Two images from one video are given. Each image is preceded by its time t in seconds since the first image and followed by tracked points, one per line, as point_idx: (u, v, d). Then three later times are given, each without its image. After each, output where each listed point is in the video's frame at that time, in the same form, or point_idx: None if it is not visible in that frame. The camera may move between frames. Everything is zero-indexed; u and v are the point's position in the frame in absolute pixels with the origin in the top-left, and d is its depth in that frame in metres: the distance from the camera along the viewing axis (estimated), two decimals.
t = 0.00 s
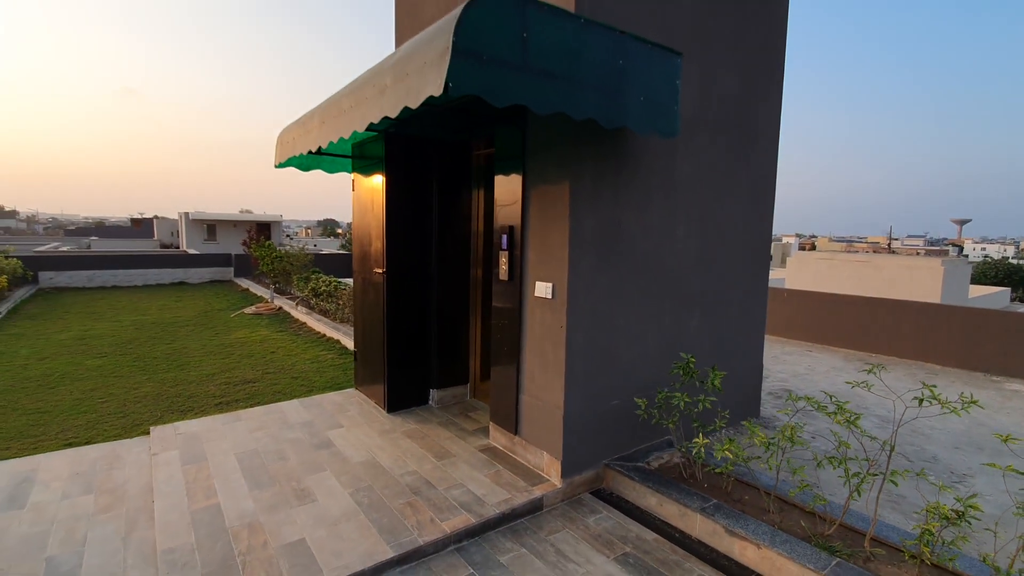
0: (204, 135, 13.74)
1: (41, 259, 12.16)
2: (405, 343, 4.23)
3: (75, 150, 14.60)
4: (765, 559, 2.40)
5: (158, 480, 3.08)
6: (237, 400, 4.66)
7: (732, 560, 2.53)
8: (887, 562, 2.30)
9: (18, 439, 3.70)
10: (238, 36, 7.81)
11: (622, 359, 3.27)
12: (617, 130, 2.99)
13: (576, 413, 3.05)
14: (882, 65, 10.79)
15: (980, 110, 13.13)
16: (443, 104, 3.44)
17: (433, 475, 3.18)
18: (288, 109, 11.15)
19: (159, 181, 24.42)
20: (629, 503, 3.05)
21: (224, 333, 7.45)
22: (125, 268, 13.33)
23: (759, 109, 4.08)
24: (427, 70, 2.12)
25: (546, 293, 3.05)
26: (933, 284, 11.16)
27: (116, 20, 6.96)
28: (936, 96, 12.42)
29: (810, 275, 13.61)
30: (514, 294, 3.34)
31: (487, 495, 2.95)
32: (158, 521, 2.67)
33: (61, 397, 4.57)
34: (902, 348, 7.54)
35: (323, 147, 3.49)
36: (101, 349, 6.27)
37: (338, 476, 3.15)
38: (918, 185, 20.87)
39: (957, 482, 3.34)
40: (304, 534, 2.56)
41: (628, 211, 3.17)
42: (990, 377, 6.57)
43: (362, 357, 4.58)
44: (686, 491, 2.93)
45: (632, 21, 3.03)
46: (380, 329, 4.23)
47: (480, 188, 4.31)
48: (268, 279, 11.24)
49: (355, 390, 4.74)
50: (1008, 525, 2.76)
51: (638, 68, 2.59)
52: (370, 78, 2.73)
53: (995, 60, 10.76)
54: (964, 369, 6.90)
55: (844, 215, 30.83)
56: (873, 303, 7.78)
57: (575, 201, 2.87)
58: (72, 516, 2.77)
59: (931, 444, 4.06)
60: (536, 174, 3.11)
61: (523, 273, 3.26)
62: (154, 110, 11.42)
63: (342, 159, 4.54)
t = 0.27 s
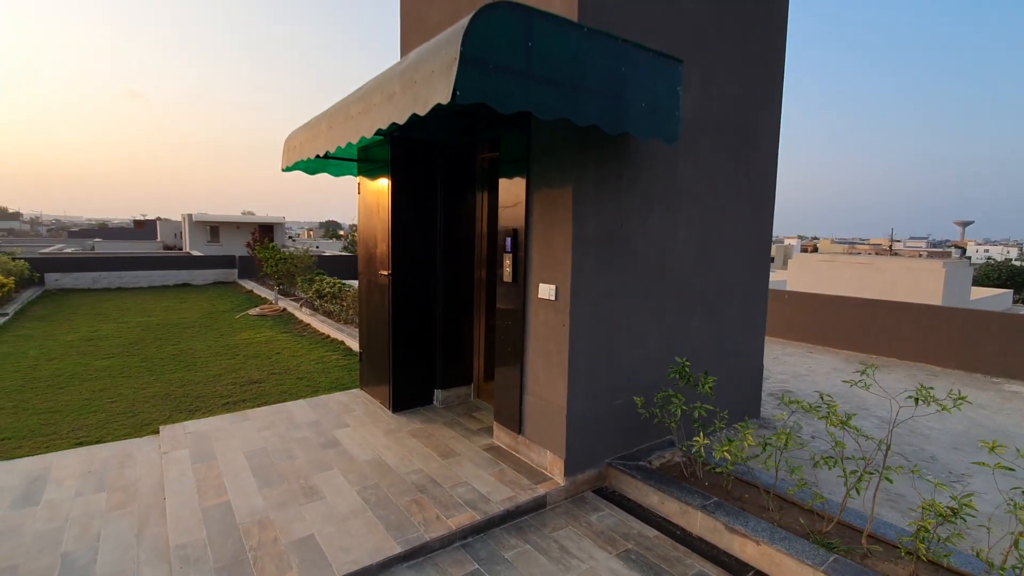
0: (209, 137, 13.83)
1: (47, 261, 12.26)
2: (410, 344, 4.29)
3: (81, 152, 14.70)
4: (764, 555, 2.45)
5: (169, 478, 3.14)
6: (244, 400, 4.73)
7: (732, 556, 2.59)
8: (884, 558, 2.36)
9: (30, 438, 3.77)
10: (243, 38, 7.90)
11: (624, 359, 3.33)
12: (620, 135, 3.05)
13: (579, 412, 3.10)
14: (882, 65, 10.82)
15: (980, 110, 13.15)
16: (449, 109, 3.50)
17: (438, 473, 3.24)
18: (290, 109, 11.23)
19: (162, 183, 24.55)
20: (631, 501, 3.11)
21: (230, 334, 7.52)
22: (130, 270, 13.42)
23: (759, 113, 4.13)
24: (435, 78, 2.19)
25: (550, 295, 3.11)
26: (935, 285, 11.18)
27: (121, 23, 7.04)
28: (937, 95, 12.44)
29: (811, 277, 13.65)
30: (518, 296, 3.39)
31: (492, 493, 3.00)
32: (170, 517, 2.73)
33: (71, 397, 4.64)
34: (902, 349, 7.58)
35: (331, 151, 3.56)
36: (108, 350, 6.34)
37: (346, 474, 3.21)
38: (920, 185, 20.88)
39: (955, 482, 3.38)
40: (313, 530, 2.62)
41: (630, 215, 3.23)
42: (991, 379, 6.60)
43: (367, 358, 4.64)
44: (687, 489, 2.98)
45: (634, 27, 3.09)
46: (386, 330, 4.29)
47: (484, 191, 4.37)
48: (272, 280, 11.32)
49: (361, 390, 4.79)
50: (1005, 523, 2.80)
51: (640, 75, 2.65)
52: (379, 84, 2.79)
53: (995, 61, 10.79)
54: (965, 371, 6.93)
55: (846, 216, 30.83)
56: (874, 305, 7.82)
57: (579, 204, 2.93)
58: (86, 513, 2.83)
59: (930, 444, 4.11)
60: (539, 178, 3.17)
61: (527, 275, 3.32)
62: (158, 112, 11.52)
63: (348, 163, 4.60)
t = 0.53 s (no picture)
0: (213, 140, 13.94)
1: (54, 264, 12.38)
2: (414, 346, 4.35)
3: (86, 155, 14.84)
4: (762, 553, 2.50)
5: (178, 476, 3.20)
6: (250, 401, 4.79)
7: (731, 554, 2.63)
8: (880, 556, 2.41)
9: (41, 437, 3.84)
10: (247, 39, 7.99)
11: (625, 361, 3.38)
12: (620, 141, 3.12)
13: (581, 413, 3.16)
14: (883, 66, 10.86)
15: (981, 110, 13.17)
16: (453, 116, 3.57)
17: (442, 473, 3.29)
18: (294, 111, 11.33)
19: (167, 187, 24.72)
20: (632, 500, 3.15)
21: (235, 336, 7.60)
22: (135, 273, 13.53)
23: (757, 118, 4.19)
24: (440, 87, 2.26)
25: (552, 297, 3.17)
26: (937, 289, 11.20)
27: (127, 23, 7.14)
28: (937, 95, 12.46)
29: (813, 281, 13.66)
30: (521, 299, 3.45)
31: (495, 492, 3.06)
32: (180, 515, 2.79)
33: (80, 398, 4.71)
34: (904, 352, 7.60)
35: (337, 157, 3.63)
36: (116, 352, 6.42)
37: (351, 474, 3.27)
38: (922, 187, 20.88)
39: (953, 483, 3.42)
40: (320, 527, 2.68)
41: (630, 219, 3.29)
42: (992, 382, 6.62)
43: (372, 359, 4.70)
44: (686, 489, 3.03)
45: (634, 35, 3.16)
46: (390, 332, 4.35)
47: (487, 195, 4.43)
48: (277, 283, 11.40)
49: (365, 392, 4.85)
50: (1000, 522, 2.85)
51: (640, 83, 2.72)
52: (385, 92, 2.86)
53: (995, 60, 10.82)
54: (966, 374, 6.95)
55: (848, 218, 30.82)
56: (875, 309, 7.86)
57: (580, 209, 3.00)
58: (98, 510, 2.89)
59: (928, 446, 4.14)
60: (541, 183, 3.23)
61: (530, 278, 3.38)
62: (164, 114, 11.63)
63: (353, 168, 4.66)
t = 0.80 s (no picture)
0: (217, 143, 14.07)
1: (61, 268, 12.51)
2: (417, 348, 4.43)
3: (91, 158, 15.00)
4: (756, 548, 2.57)
5: (187, 475, 3.28)
6: (256, 403, 4.87)
7: (726, 550, 2.70)
8: (871, 552, 2.47)
9: (52, 436, 3.92)
10: (250, 38, 8.10)
11: (623, 362, 3.46)
12: (618, 147, 3.20)
13: (580, 413, 3.23)
14: (881, 67, 10.93)
15: (979, 109, 13.20)
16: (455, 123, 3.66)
17: (444, 471, 3.36)
18: (297, 114, 11.45)
19: (171, 192, 24.91)
20: (630, 498, 3.22)
21: (240, 339, 7.69)
22: (141, 277, 13.66)
23: (754, 123, 4.27)
24: (443, 96, 2.34)
25: (551, 300, 3.25)
26: (938, 292, 11.23)
27: (132, 23, 7.26)
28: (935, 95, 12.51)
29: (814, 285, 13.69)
30: (521, 301, 3.53)
31: (496, 490, 3.13)
32: (189, 511, 2.86)
33: (89, 399, 4.80)
34: (903, 355, 7.65)
35: (342, 163, 3.72)
36: (123, 355, 6.52)
37: (355, 472, 3.34)
38: (923, 189, 20.91)
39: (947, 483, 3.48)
40: (325, 523, 2.76)
41: (628, 223, 3.37)
42: (991, 385, 6.67)
43: (375, 361, 4.78)
44: (683, 487, 3.09)
45: (631, 44, 3.25)
46: (393, 335, 4.43)
47: (489, 200, 4.51)
48: (281, 287, 11.50)
49: (368, 393, 4.93)
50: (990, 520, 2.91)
51: (637, 91, 2.80)
52: (389, 100, 2.95)
53: (993, 61, 10.87)
54: (966, 377, 6.99)
55: (850, 221, 30.82)
56: (875, 312, 7.91)
57: (579, 213, 3.08)
58: (109, 507, 2.96)
59: (924, 447, 4.20)
60: (541, 188, 3.31)
61: (530, 281, 3.46)
62: (168, 117, 11.76)
63: (358, 173, 4.75)
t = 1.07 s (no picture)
0: (220, 146, 14.23)
1: (67, 271, 12.66)
2: (419, 349, 4.53)
3: (96, 161, 15.18)
4: (746, 540, 2.67)
5: (197, 471, 3.39)
6: (261, 403, 4.98)
7: (718, 542, 2.79)
8: (857, 543, 2.57)
9: (64, 435, 4.03)
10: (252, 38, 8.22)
11: (620, 362, 3.56)
12: (614, 153, 3.31)
13: (577, 411, 3.33)
14: (877, 68, 11.04)
15: (976, 108, 13.31)
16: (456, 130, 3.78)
17: (446, 468, 3.46)
18: (298, 115, 11.58)
19: (174, 196, 25.10)
20: (626, 494, 3.31)
21: (244, 341, 7.81)
22: (145, 280, 13.80)
23: (747, 129, 4.38)
24: (445, 106, 2.46)
25: (550, 301, 3.35)
26: (937, 296, 11.33)
27: (135, 23, 7.38)
28: (931, 95, 12.62)
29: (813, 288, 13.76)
30: (521, 302, 3.64)
31: (496, 485, 3.23)
32: (200, 505, 2.97)
33: (99, 399, 4.91)
34: (900, 357, 7.73)
35: (347, 169, 3.83)
36: (130, 356, 6.63)
37: (359, 469, 3.44)
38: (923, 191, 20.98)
39: (937, 480, 3.56)
40: (331, 517, 2.86)
41: (624, 226, 3.48)
42: (986, 386, 6.75)
43: (379, 362, 4.88)
44: (677, 483, 3.19)
45: (627, 54, 3.36)
46: (396, 336, 4.53)
47: (489, 204, 4.62)
48: (284, 290, 11.62)
49: (372, 394, 5.03)
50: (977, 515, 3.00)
51: (632, 101, 2.91)
52: (393, 109, 3.07)
53: (990, 61, 10.98)
54: (963, 379, 7.07)
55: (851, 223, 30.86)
56: (871, 314, 8.01)
57: (575, 217, 3.19)
58: (122, 501, 3.06)
59: (915, 446, 4.28)
60: (540, 193, 3.43)
61: (529, 283, 3.57)
62: (171, 119, 11.89)
63: (361, 178, 4.86)
